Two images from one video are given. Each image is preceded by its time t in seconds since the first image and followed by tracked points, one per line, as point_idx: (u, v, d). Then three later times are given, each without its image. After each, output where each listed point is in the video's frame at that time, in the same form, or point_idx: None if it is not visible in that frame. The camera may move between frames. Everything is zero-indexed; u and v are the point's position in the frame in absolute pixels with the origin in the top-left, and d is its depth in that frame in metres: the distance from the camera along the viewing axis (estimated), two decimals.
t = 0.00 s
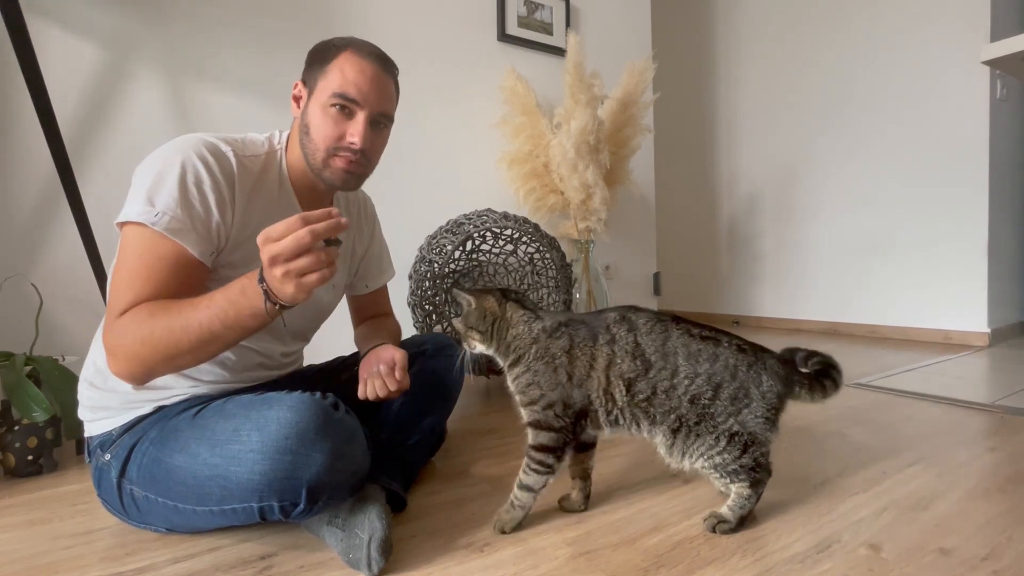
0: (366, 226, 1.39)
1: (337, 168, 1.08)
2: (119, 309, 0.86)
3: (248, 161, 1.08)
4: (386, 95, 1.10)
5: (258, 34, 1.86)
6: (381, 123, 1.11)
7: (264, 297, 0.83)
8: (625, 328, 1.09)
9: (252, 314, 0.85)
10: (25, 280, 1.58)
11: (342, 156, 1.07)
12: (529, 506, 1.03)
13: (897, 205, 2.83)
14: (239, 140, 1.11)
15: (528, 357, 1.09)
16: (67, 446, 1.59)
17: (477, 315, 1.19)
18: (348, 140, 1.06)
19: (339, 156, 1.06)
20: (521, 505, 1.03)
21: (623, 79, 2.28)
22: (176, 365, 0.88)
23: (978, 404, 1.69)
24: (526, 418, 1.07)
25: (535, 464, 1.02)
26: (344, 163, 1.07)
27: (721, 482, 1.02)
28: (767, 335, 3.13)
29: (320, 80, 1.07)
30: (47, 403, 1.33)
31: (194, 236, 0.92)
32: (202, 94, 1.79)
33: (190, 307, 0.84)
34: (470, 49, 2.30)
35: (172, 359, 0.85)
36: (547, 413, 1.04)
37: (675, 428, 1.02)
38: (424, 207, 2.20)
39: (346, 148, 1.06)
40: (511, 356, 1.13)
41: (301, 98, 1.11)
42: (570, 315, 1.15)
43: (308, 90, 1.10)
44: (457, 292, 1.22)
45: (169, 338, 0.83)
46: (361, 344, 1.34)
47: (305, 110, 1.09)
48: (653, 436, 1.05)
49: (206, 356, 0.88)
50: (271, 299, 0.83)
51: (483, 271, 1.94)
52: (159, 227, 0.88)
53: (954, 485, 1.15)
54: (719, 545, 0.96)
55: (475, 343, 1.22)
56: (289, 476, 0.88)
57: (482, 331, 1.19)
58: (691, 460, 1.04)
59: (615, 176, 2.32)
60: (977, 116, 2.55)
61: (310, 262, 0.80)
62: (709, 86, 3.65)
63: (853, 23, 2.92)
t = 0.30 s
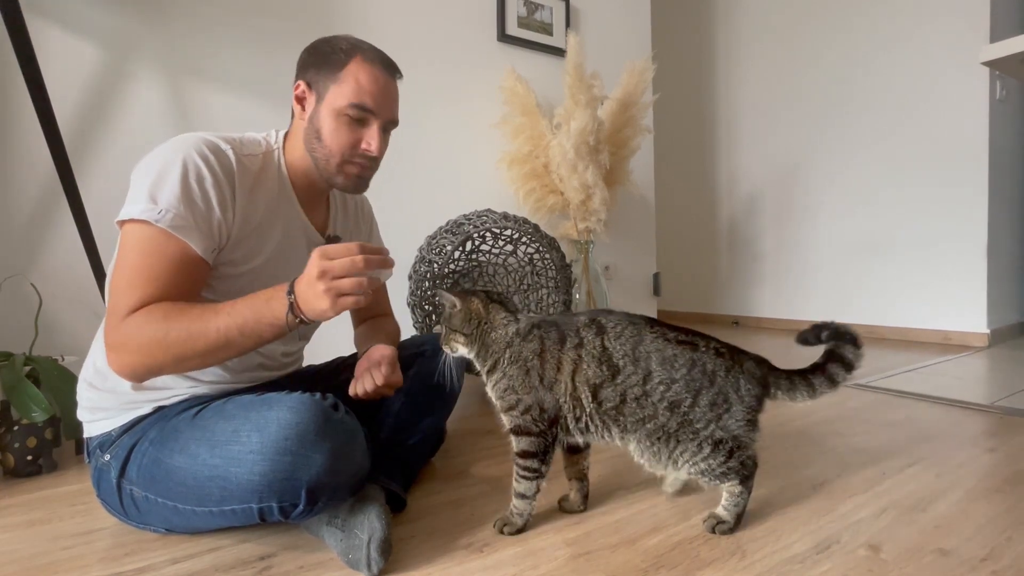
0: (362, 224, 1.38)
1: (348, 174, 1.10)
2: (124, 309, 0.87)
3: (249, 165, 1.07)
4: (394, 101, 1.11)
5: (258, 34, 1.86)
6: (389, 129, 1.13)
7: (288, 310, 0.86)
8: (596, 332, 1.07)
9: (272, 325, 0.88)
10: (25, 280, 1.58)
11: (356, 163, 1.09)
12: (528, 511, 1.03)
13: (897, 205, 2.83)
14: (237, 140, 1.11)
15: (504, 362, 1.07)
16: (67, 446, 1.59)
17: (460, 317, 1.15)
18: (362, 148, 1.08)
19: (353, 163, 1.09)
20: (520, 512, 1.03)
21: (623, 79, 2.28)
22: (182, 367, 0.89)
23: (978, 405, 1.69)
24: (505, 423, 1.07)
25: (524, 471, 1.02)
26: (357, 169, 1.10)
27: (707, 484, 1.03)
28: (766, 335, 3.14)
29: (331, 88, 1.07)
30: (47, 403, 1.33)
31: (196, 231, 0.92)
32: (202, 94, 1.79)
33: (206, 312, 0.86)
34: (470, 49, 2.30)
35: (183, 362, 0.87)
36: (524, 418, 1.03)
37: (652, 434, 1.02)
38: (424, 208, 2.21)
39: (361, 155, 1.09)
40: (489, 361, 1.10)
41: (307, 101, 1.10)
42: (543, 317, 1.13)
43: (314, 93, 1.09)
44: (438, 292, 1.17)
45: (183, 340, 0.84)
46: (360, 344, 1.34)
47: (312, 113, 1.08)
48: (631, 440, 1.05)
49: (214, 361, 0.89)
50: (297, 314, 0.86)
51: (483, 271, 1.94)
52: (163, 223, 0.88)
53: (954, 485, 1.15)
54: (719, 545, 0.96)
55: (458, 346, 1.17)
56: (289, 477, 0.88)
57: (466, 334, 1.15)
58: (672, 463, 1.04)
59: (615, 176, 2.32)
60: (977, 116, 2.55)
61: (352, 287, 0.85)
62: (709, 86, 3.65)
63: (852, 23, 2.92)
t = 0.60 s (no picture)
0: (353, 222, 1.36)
1: (339, 163, 1.10)
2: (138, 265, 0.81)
3: (242, 155, 1.07)
4: (382, 94, 1.11)
5: (258, 35, 1.86)
6: (378, 121, 1.13)
7: (327, 250, 0.80)
8: (584, 329, 1.07)
9: (307, 271, 0.81)
10: (25, 280, 1.58)
11: (347, 152, 1.09)
12: (528, 512, 1.03)
13: (897, 206, 2.83)
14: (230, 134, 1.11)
15: (500, 366, 1.06)
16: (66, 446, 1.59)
17: (457, 313, 1.12)
18: (353, 137, 1.08)
19: (344, 151, 1.09)
20: (520, 513, 1.03)
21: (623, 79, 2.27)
22: (206, 328, 0.81)
23: (977, 405, 1.69)
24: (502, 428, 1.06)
25: (522, 473, 1.02)
26: (347, 159, 1.10)
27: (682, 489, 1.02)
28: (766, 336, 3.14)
29: (319, 80, 1.07)
30: (47, 403, 1.33)
31: (201, 201, 0.91)
32: (202, 94, 1.79)
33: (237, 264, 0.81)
34: (470, 49, 2.30)
35: (208, 316, 0.80)
36: (519, 421, 1.03)
37: (634, 435, 1.01)
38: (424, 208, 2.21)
39: (350, 144, 1.08)
40: (483, 364, 1.09)
41: (297, 95, 1.10)
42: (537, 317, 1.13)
43: (304, 87, 1.09)
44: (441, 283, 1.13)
45: (212, 288, 0.79)
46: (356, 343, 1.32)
47: (302, 107, 1.09)
48: (614, 443, 1.03)
49: (242, 321, 0.82)
50: (339, 251, 0.80)
51: (483, 271, 1.94)
52: (171, 190, 0.87)
53: (953, 486, 1.15)
54: (718, 545, 0.96)
55: (451, 342, 1.15)
56: (287, 475, 0.88)
57: (460, 333, 1.13)
58: (651, 468, 1.02)
59: (615, 177, 2.32)
60: (977, 116, 2.56)
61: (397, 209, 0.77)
62: (709, 87, 3.65)
63: (852, 24, 2.93)
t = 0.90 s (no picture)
0: (349, 221, 1.37)
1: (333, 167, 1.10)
2: (167, 199, 0.84)
3: (245, 152, 1.08)
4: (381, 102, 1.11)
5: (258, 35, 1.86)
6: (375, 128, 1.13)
7: (353, 150, 0.83)
8: (559, 322, 1.07)
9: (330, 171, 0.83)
10: (24, 280, 1.58)
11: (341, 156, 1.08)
12: (525, 511, 1.03)
13: (896, 206, 2.84)
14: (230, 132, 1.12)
15: (477, 367, 1.05)
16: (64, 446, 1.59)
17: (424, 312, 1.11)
18: (347, 142, 1.07)
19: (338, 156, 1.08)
20: (518, 512, 1.03)
21: (623, 80, 2.27)
22: (230, 245, 0.81)
23: (975, 405, 1.69)
24: (484, 429, 1.04)
25: (514, 472, 1.01)
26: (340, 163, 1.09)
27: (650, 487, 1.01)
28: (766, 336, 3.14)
29: (318, 86, 1.07)
30: (45, 403, 1.33)
31: (215, 165, 0.95)
32: (202, 94, 1.79)
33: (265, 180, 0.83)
34: (470, 49, 2.30)
35: (234, 224, 0.80)
36: (504, 421, 1.01)
37: (609, 428, 1.00)
38: (424, 208, 2.21)
39: (344, 149, 1.08)
40: (456, 365, 1.07)
41: (296, 99, 1.10)
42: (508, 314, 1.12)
43: (303, 92, 1.09)
44: (401, 285, 1.12)
45: (241, 195, 0.81)
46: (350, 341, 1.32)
47: (300, 111, 1.09)
48: (587, 438, 1.02)
49: (268, 235, 0.81)
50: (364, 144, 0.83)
51: (483, 271, 1.94)
52: (188, 151, 0.92)
53: (953, 486, 1.15)
54: (717, 545, 0.96)
55: (420, 340, 1.16)
56: (286, 474, 0.87)
57: (429, 331, 1.12)
58: (623, 464, 1.01)
59: (615, 177, 2.32)
60: (976, 117, 2.56)
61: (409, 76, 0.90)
62: (709, 87, 3.65)
63: (852, 24, 2.93)
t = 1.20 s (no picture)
0: (348, 222, 1.37)
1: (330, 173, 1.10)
2: (151, 206, 0.84)
3: (242, 154, 1.07)
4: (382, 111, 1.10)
5: (258, 34, 1.86)
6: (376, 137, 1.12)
7: (329, 165, 0.82)
8: (543, 323, 1.10)
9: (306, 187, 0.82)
10: (23, 280, 1.58)
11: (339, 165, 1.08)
12: (522, 511, 1.03)
13: (896, 207, 2.84)
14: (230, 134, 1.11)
15: (457, 369, 1.05)
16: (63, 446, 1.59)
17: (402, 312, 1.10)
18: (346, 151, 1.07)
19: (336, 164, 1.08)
20: (516, 513, 1.02)
21: (623, 80, 2.27)
22: (208, 258, 0.80)
23: (975, 406, 1.69)
24: (472, 430, 1.05)
25: (508, 472, 1.01)
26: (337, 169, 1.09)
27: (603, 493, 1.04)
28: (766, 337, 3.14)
29: (320, 92, 1.07)
30: (44, 403, 1.36)
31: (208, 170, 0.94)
32: (202, 94, 1.79)
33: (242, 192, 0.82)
34: (471, 50, 2.30)
35: (210, 239, 0.79)
36: (490, 422, 1.02)
37: (577, 430, 1.04)
38: (424, 208, 2.20)
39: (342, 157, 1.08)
40: (436, 367, 1.07)
41: (299, 103, 1.10)
42: (486, 316, 1.12)
43: (305, 97, 1.09)
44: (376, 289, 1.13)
45: (217, 208, 0.80)
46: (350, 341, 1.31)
47: (302, 117, 1.09)
48: (553, 441, 1.05)
49: (246, 248, 0.81)
50: (340, 159, 0.81)
51: (483, 271, 1.94)
52: (180, 158, 0.91)
53: (953, 486, 1.15)
54: (717, 546, 0.96)
55: (399, 342, 1.15)
56: (284, 474, 0.87)
57: (406, 333, 1.11)
58: (570, 461, 1.05)
59: (615, 177, 2.32)
60: (976, 117, 2.56)
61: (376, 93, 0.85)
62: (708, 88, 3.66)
63: (852, 25, 2.93)
